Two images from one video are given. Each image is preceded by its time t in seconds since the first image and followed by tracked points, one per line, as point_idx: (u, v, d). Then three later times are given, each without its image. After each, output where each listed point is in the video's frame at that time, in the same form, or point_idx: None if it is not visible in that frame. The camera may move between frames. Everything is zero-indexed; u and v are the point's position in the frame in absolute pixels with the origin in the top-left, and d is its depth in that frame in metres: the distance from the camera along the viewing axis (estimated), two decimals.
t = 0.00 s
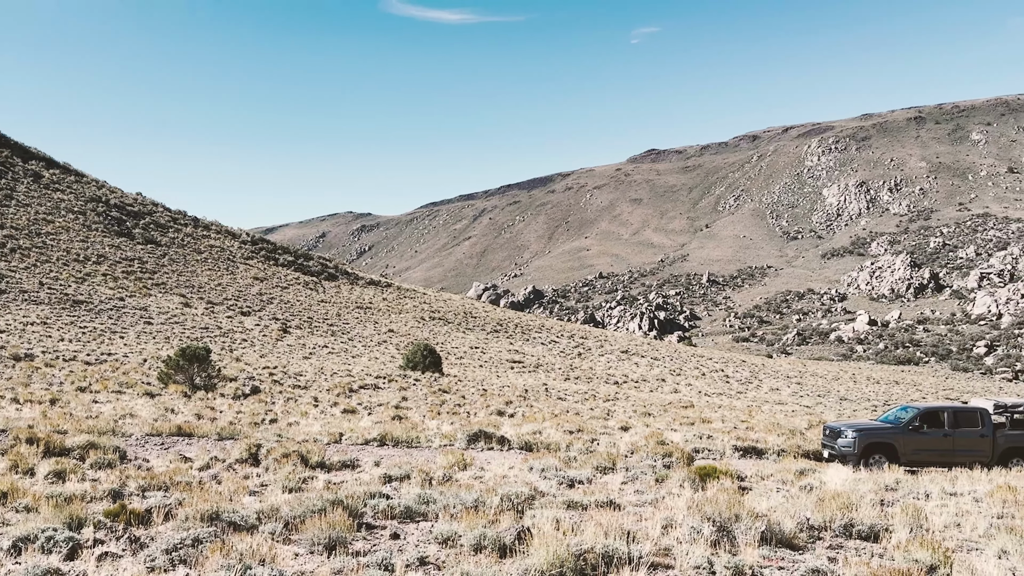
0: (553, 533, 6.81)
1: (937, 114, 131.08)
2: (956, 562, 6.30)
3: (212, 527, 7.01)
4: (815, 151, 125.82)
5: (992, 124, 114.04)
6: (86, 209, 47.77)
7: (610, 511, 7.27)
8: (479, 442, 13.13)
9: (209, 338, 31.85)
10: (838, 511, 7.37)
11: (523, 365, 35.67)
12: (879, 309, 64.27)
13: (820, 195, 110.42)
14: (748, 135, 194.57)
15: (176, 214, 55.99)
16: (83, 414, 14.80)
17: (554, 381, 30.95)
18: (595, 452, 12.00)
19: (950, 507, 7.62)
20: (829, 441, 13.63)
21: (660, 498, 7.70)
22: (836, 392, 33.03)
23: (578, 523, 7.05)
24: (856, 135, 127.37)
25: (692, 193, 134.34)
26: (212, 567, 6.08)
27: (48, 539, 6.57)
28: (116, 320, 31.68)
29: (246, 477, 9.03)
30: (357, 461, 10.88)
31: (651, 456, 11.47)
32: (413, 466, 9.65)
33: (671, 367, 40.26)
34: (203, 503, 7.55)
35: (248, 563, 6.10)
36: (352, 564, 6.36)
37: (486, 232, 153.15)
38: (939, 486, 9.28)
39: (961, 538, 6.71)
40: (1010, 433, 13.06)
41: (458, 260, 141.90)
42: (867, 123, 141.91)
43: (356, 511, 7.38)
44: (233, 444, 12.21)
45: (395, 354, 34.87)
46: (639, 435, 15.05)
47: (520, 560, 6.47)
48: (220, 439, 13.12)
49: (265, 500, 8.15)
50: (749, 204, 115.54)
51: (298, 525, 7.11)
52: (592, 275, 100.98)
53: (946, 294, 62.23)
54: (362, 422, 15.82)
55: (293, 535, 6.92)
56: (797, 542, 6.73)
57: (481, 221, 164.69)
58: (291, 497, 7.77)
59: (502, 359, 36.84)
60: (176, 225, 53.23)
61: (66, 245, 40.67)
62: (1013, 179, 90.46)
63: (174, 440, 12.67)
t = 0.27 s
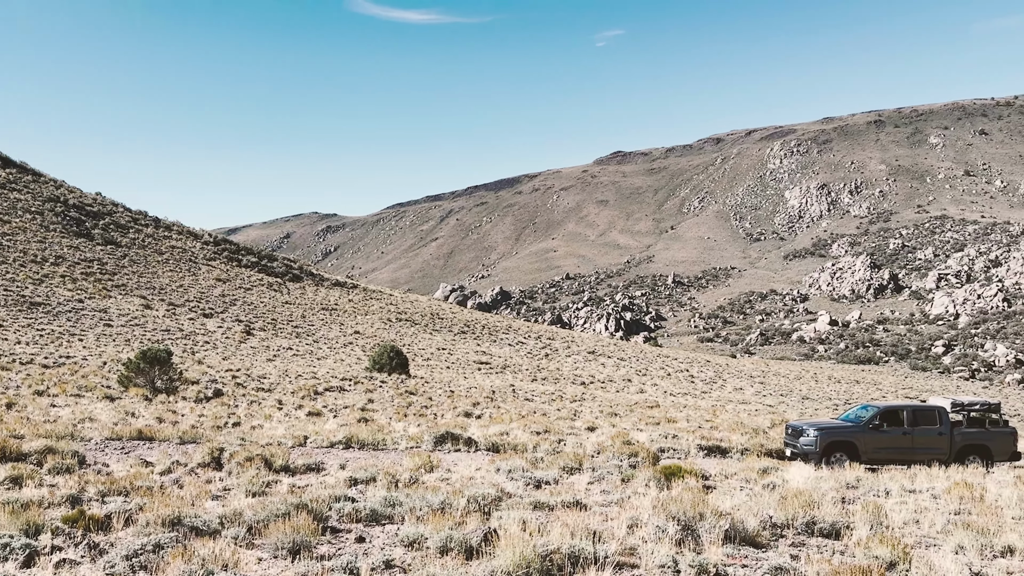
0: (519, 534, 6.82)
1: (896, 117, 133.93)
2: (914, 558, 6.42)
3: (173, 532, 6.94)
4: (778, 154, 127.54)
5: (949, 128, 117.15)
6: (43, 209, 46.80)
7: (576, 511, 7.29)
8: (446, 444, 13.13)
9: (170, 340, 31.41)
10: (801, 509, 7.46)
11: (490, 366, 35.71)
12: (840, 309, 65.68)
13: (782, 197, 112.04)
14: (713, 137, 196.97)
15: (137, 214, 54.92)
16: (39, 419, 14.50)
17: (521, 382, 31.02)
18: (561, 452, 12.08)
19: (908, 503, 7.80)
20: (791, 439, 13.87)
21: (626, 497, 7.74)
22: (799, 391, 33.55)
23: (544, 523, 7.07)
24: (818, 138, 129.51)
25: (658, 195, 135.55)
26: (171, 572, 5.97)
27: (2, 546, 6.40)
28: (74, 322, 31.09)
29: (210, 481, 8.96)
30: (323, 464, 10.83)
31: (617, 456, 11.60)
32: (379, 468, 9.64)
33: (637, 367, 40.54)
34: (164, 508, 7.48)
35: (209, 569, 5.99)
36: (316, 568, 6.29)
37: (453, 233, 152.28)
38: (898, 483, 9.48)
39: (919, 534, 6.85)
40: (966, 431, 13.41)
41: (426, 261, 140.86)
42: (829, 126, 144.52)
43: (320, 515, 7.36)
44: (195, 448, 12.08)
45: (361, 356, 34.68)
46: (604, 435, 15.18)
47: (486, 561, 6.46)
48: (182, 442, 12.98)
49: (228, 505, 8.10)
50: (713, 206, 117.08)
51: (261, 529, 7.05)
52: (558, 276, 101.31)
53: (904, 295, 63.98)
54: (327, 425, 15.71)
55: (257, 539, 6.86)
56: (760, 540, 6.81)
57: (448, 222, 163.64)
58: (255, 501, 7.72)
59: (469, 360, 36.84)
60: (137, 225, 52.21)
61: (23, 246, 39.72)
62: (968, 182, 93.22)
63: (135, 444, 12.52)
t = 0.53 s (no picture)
0: (485, 535, 6.81)
1: (857, 121, 136.84)
2: (874, 555, 6.53)
3: (133, 538, 6.82)
4: (741, 156, 129.00)
5: (907, 132, 120.34)
6: None
7: (542, 512, 7.30)
8: (412, 446, 13.11)
9: (130, 343, 30.85)
10: (765, 508, 7.56)
11: (458, 367, 35.71)
12: (801, 310, 67.81)
13: (746, 199, 113.72)
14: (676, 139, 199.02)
15: (96, 214, 53.64)
16: None
17: (488, 383, 31.10)
18: (528, 453, 12.14)
19: (868, 501, 7.95)
20: (754, 438, 14.05)
21: (592, 498, 7.77)
22: (762, 390, 34.17)
23: (510, 524, 7.08)
24: (781, 141, 131.62)
25: (624, 197, 136.75)
26: None
27: None
28: (30, 325, 30.36)
29: (171, 486, 8.83)
30: (287, 468, 10.75)
31: (583, 457, 11.71)
32: (344, 471, 9.59)
33: (603, 368, 40.90)
34: (124, 514, 7.35)
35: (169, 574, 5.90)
36: (280, 571, 6.23)
37: (419, 234, 151.24)
38: (857, 480, 9.69)
39: (878, 530, 6.98)
40: (925, 428, 13.67)
41: (392, 262, 139.53)
42: (791, 129, 147.06)
43: (285, 519, 7.29)
44: (156, 452, 11.89)
45: (327, 358, 34.47)
46: (570, 436, 15.28)
47: (452, 564, 6.44)
48: (143, 447, 12.75)
49: (191, 510, 7.99)
50: (678, 208, 118.67)
51: (224, 535, 6.96)
52: (525, 277, 101.39)
53: (864, 296, 66.70)
54: (291, 428, 15.57)
55: (219, 545, 6.76)
56: (724, 538, 6.87)
57: (415, 222, 162.28)
58: (218, 506, 7.62)
59: (436, 362, 36.78)
60: (96, 226, 51.03)
61: None
62: (926, 185, 96.12)
63: (94, 449, 12.26)
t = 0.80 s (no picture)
0: (451, 537, 6.81)
1: (818, 124, 139.17)
2: (836, 552, 6.63)
3: (91, 543, 6.68)
4: (705, 158, 129.90)
5: (867, 135, 123.15)
6: None
7: (509, 513, 7.33)
8: (378, 448, 13.08)
9: (89, 345, 30.21)
10: (729, 506, 7.64)
11: (424, 369, 35.62)
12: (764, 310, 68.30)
13: (710, 200, 115.07)
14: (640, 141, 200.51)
15: (53, 214, 52.25)
16: None
17: (454, 384, 31.06)
18: (494, 454, 12.20)
19: (829, 499, 8.11)
20: (718, 437, 14.24)
21: (558, 498, 7.82)
22: (726, 390, 34.69)
23: (475, 526, 7.08)
24: (744, 143, 133.16)
25: (590, 198, 137.64)
26: None
27: None
28: None
29: (131, 491, 8.68)
30: (251, 471, 10.65)
31: (550, 458, 11.78)
32: (309, 474, 9.54)
33: (570, 368, 41.12)
34: (81, 520, 7.20)
35: None
36: None
37: (385, 235, 149.71)
38: (819, 478, 9.87)
39: (838, 527, 7.12)
40: (883, 427, 13.98)
41: (358, 262, 137.71)
42: (754, 131, 149.01)
43: (248, 524, 7.22)
44: (116, 456, 11.68)
45: (291, 360, 34.16)
46: (536, 437, 15.36)
47: (418, 567, 6.41)
48: (102, 451, 12.52)
49: (152, 515, 7.86)
50: (643, 210, 119.96)
51: (185, 539, 6.87)
52: (492, 278, 101.21)
53: (826, 295, 67.67)
54: (254, 431, 15.39)
55: (180, 550, 6.65)
56: (689, 537, 6.93)
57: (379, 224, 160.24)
58: (180, 510, 7.52)
59: (402, 363, 36.62)
60: (53, 226, 49.71)
61: None
62: (885, 187, 98.67)
63: (51, 454, 12.00)
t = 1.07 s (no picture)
0: (416, 539, 6.80)
1: (780, 127, 141.53)
2: (798, 549, 6.73)
3: (48, 550, 6.54)
4: (670, 160, 130.86)
5: (829, 139, 125.87)
6: None
7: (474, 514, 7.34)
8: (343, 451, 13.04)
9: (46, 347, 29.55)
10: (692, 505, 7.73)
11: (391, 370, 35.45)
12: (728, 312, 69.43)
13: (675, 202, 116.34)
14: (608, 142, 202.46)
15: (7, 213, 50.78)
16: None
17: (420, 386, 30.95)
18: (461, 455, 12.24)
19: (791, 498, 8.24)
20: (682, 436, 14.27)
21: (524, 499, 7.85)
22: (691, 389, 35.18)
23: (441, 528, 7.07)
24: (708, 146, 134.71)
25: (557, 200, 138.25)
26: None
27: None
28: None
29: (90, 496, 8.52)
30: (214, 475, 10.54)
31: (515, 459, 11.86)
32: (273, 478, 9.48)
33: (537, 369, 41.30)
34: (37, 526, 7.05)
35: None
36: None
37: (350, 236, 147.82)
38: (782, 476, 10.05)
39: (800, 525, 7.23)
40: (844, 426, 14.26)
41: (323, 262, 135.60)
42: (717, 134, 151.03)
43: (210, 529, 7.15)
44: (74, 460, 11.46)
45: (254, 362, 33.79)
46: (503, 437, 15.45)
47: (382, 569, 6.38)
48: (59, 455, 12.27)
49: (111, 521, 7.74)
50: (609, 211, 121.03)
51: (146, 544, 6.76)
52: (460, 279, 100.86)
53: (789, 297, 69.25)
54: (217, 434, 15.20)
55: (140, 555, 6.52)
56: (653, 536, 6.99)
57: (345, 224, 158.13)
58: (141, 516, 7.42)
59: (368, 365, 36.40)
60: (7, 225, 48.32)
61: None
62: (845, 190, 101.24)
63: (5, 459, 11.71)
